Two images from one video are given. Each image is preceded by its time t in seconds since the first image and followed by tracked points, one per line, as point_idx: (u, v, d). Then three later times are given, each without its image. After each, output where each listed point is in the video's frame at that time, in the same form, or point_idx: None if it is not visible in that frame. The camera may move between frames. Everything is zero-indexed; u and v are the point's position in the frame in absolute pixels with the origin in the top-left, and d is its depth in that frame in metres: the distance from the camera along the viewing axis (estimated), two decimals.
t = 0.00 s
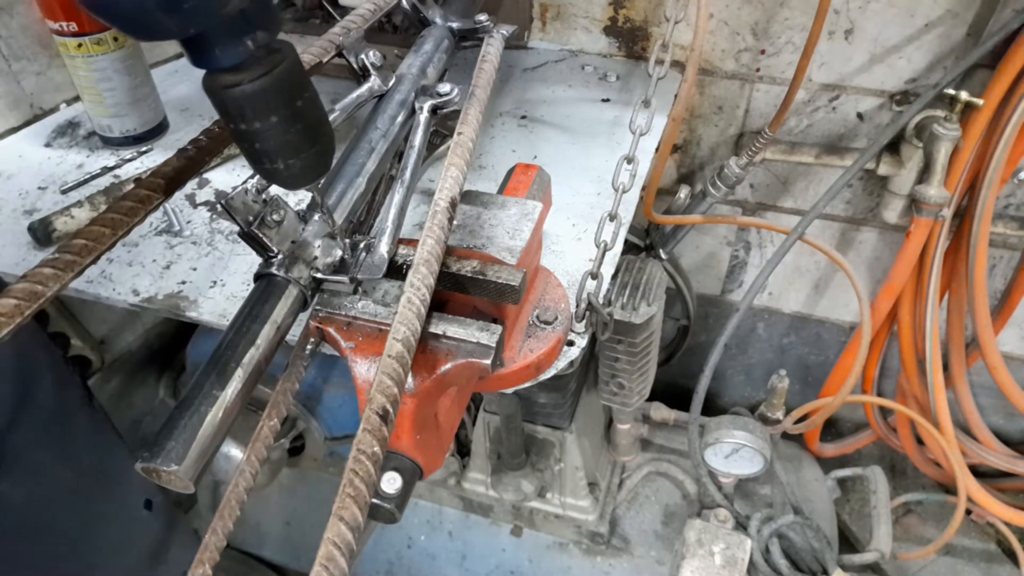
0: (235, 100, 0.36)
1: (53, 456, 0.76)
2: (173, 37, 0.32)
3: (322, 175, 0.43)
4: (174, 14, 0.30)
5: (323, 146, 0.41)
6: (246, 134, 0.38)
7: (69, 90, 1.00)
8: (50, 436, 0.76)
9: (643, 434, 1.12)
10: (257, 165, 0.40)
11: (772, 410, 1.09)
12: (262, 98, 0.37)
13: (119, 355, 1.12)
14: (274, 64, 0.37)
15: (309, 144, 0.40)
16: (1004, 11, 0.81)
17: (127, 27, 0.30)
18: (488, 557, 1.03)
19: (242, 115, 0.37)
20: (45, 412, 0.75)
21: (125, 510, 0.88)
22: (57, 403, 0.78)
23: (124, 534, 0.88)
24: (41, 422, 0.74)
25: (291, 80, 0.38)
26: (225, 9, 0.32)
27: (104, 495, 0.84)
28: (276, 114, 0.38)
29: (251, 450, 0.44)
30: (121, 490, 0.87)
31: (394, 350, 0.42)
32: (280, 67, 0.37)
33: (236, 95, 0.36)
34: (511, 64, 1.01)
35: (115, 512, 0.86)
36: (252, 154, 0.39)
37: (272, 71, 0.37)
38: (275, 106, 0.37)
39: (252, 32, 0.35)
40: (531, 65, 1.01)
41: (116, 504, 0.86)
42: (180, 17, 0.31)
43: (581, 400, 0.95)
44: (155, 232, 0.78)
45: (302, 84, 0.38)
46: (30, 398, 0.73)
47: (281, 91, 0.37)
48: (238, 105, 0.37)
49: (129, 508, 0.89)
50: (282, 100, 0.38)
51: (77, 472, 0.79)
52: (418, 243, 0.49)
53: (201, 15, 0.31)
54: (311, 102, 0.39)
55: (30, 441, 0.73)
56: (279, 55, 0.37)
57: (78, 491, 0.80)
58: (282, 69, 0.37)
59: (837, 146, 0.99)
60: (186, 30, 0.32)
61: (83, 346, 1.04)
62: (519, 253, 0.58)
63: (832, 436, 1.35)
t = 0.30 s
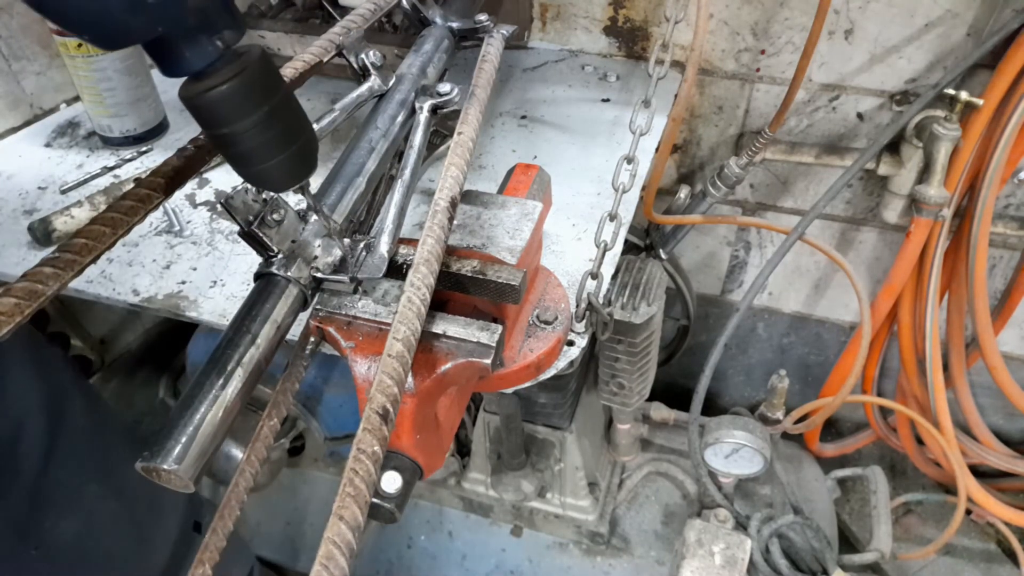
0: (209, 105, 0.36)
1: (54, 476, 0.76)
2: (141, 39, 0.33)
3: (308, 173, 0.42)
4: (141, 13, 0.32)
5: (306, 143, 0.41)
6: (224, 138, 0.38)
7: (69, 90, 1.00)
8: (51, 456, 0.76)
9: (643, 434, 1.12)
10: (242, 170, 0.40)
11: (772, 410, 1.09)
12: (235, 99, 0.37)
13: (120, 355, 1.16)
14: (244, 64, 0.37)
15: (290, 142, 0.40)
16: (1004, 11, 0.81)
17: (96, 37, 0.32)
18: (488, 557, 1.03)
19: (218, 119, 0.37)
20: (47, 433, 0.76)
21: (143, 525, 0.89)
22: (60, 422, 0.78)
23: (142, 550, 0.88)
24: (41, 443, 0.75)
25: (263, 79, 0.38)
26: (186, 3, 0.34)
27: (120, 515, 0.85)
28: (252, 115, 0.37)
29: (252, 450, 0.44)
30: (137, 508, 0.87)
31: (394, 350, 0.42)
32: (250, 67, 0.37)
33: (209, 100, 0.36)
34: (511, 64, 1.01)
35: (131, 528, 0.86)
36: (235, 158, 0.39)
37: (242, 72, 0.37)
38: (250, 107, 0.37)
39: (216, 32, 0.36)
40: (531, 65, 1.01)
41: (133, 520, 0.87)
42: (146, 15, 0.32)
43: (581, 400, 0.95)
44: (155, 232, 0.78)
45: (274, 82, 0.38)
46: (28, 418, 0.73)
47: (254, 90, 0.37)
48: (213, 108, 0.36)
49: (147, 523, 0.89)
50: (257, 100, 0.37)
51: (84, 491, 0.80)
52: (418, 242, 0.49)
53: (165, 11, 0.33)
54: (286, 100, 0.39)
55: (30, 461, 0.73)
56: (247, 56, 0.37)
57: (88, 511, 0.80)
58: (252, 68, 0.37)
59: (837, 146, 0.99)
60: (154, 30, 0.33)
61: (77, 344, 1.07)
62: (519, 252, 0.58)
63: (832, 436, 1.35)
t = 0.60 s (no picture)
0: (214, 105, 0.36)
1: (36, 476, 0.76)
2: (149, 41, 0.33)
3: (311, 175, 0.42)
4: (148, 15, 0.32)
5: (310, 145, 0.41)
6: (229, 138, 0.38)
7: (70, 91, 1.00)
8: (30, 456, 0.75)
9: (643, 434, 1.12)
10: (245, 171, 0.40)
11: (772, 410, 1.09)
12: (240, 100, 0.37)
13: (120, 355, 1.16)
14: (249, 65, 0.37)
15: (294, 143, 0.40)
16: (1004, 11, 0.81)
17: (103, 36, 0.32)
18: (488, 557, 1.03)
19: (222, 119, 0.37)
20: (24, 434, 0.75)
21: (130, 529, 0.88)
22: (38, 423, 0.77)
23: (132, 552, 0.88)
24: (24, 444, 0.75)
25: (268, 80, 0.38)
26: (193, 6, 0.34)
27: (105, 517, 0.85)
28: (256, 115, 0.37)
29: (252, 450, 0.44)
30: (121, 511, 0.87)
31: (394, 350, 0.42)
32: (255, 68, 0.37)
33: (214, 100, 0.36)
34: (511, 64, 1.01)
35: (117, 533, 0.86)
36: (239, 159, 0.39)
37: (247, 73, 0.37)
38: (254, 107, 0.37)
39: (225, 33, 0.36)
40: (531, 65, 1.01)
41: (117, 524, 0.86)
42: (154, 17, 0.32)
43: (581, 400, 0.95)
44: (155, 232, 0.78)
45: (279, 83, 0.38)
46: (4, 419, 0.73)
47: (258, 91, 0.37)
48: (217, 109, 0.37)
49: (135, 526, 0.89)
50: (261, 101, 0.37)
51: (65, 492, 0.79)
52: (418, 242, 0.49)
53: (173, 14, 0.33)
54: (291, 101, 0.39)
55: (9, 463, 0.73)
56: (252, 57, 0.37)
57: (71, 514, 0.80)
58: (257, 69, 0.37)
59: (837, 146, 0.99)
60: (161, 32, 0.33)
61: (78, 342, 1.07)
62: (519, 252, 0.58)
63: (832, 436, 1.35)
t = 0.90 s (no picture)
0: (210, 107, 0.36)
1: (48, 484, 0.77)
2: (144, 43, 0.32)
3: (307, 175, 0.42)
4: (144, 15, 0.31)
5: (306, 144, 0.41)
6: (225, 140, 0.38)
7: (70, 91, 1.00)
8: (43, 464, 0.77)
9: (643, 434, 1.12)
10: (243, 171, 0.40)
11: (772, 410, 1.09)
12: (237, 100, 0.37)
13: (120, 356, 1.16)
14: (244, 66, 0.37)
15: (291, 143, 0.40)
16: (1003, 11, 0.81)
17: (97, 37, 0.31)
18: (488, 557, 1.03)
19: (219, 121, 0.37)
20: (36, 442, 0.77)
21: (143, 535, 0.88)
22: (49, 431, 0.79)
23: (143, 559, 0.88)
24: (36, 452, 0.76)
25: (263, 79, 0.38)
26: (190, 8, 0.33)
27: (116, 523, 0.85)
28: (253, 116, 0.37)
29: (252, 450, 0.44)
30: (133, 515, 0.88)
31: (394, 350, 0.42)
32: (250, 69, 0.37)
33: (211, 101, 0.36)
34: (511, 64, 1.01)
35: (130, 538, 0.86)
36: (236, 160, 0.39)
37: (243, 73, 0.37)
38: (251, 107, 0.37)
39: (219, 34, 0.36)
40: (531, 65, 1.01)
41: (129, 527, 0.87)
42: (150, 17, 0.31)
43: (581, 400, 0.95)
44: (155, 232, 0.78)
45: (274, 85, 0.38)
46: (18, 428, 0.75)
47: (254, 91, 0.37)
48: (213, 111, 0.37)
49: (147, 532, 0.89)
50: (256, 103, 0.37)
51: (77, 498, 0.80)
52: (418, 242, 0.49)
53: (170, 15, 0.32)
54: (286, 102, 0.39)
55: (22, 470, 0.74)
56: (248, 58, 0.37)
57: (82, 519, 0.81)
58: (252, 69, 0.37)
59: (837, 146, 0.99)
60: (157, 33, 0.32)
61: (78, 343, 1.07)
62: (519, 253, 0.58)
63: (832, 436, 1.35)
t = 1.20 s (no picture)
0: (228, 104, 0.36)
1: (44, 476, 0.76)
2: (169, 40, 0.32)
3: (318, 178, 0.42)
4: (172, 15, 0.30)
5: (320, 148, 0.41)
6: (239, 137, 0.37)
7: (69, 91, 1.00)
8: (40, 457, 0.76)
9: (643, 434, 1.12)
10: (254, 169, 0.39)
11: (772, 410, 1.09)
12: (256, 100, 0.36)
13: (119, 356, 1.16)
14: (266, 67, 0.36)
15: (306, 146, 0.39)
16: (1003, 11, 0.81)
17: (123, 33, 0.30)
18: (488, 557, 1.03)
19: (237, 119, 0.36)
20: (34, 436, 0.76)
21: (137, 534, 0.88)
22: (47, 423, 0.78)
23: (137, 555, 0.87)
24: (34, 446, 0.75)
25: (284, 81, 0.37)
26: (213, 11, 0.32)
27: (111, 520, 0.84)
28: (271, 117, 0.37)
29: (252, 450, 0.44)
30: (128, 512, 0.87)
31: (394, 350, 0.42)
32: (272, 70, 0.37)
33: (230, 99, 0.36)
34: (511, 64, 1.01)
35: (124, 536, 0.86)
36: (250, 159, 0.39)
37: (264, 73, 0.36)
38: (270, 108, 0.37)
39: (244, 34, 0.35)
40: (531, 65, 1.01)
41: (124, 525, 0.86)
42: (178, 19, 0.31)
43: (581, 400, 0.95)
44: (155, 232, 0.78)
45: (294, 87, 0.38)
46: (15, 419, 0.74)
47: (274, 92, 0.37)
48: (230, 108, 0.36)
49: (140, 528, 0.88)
50: (274, 105, 0.37)
51: (72, 491, 0.79)
52: (418, 243, 0.49)
53: (197, 16, 0.32)
54: (304, 106, 0.39)
55: (19, 463, 0.73)
56: (271, 58, 0.37)
57: (77, 512, 0.80)
58: (274, 70, 0.37)
59: (837, 147, 0.99)
60: (183, 33, 0.32)
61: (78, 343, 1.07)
62: (519, 253, 0.58)
63: (832, 436, 1.35)
